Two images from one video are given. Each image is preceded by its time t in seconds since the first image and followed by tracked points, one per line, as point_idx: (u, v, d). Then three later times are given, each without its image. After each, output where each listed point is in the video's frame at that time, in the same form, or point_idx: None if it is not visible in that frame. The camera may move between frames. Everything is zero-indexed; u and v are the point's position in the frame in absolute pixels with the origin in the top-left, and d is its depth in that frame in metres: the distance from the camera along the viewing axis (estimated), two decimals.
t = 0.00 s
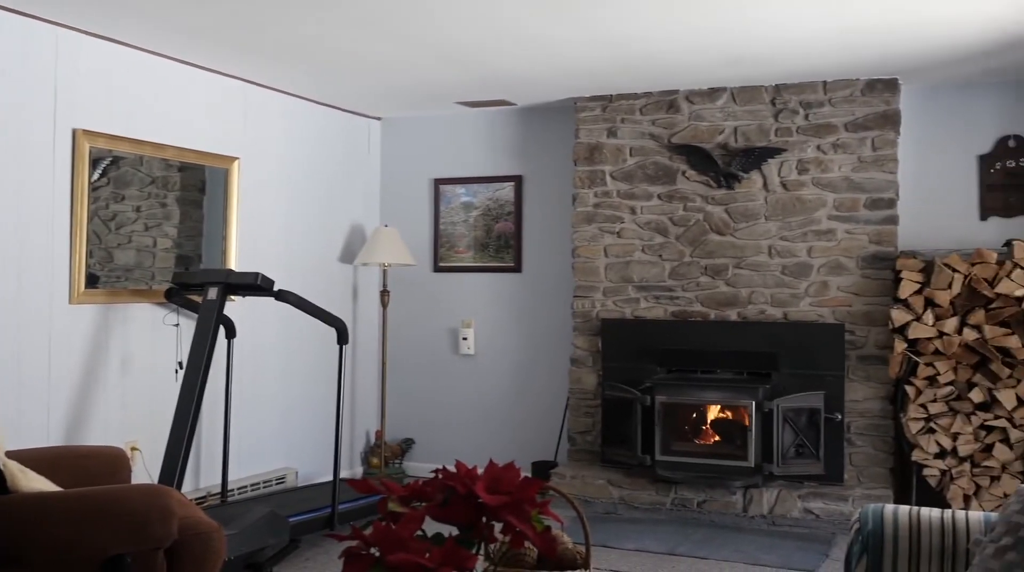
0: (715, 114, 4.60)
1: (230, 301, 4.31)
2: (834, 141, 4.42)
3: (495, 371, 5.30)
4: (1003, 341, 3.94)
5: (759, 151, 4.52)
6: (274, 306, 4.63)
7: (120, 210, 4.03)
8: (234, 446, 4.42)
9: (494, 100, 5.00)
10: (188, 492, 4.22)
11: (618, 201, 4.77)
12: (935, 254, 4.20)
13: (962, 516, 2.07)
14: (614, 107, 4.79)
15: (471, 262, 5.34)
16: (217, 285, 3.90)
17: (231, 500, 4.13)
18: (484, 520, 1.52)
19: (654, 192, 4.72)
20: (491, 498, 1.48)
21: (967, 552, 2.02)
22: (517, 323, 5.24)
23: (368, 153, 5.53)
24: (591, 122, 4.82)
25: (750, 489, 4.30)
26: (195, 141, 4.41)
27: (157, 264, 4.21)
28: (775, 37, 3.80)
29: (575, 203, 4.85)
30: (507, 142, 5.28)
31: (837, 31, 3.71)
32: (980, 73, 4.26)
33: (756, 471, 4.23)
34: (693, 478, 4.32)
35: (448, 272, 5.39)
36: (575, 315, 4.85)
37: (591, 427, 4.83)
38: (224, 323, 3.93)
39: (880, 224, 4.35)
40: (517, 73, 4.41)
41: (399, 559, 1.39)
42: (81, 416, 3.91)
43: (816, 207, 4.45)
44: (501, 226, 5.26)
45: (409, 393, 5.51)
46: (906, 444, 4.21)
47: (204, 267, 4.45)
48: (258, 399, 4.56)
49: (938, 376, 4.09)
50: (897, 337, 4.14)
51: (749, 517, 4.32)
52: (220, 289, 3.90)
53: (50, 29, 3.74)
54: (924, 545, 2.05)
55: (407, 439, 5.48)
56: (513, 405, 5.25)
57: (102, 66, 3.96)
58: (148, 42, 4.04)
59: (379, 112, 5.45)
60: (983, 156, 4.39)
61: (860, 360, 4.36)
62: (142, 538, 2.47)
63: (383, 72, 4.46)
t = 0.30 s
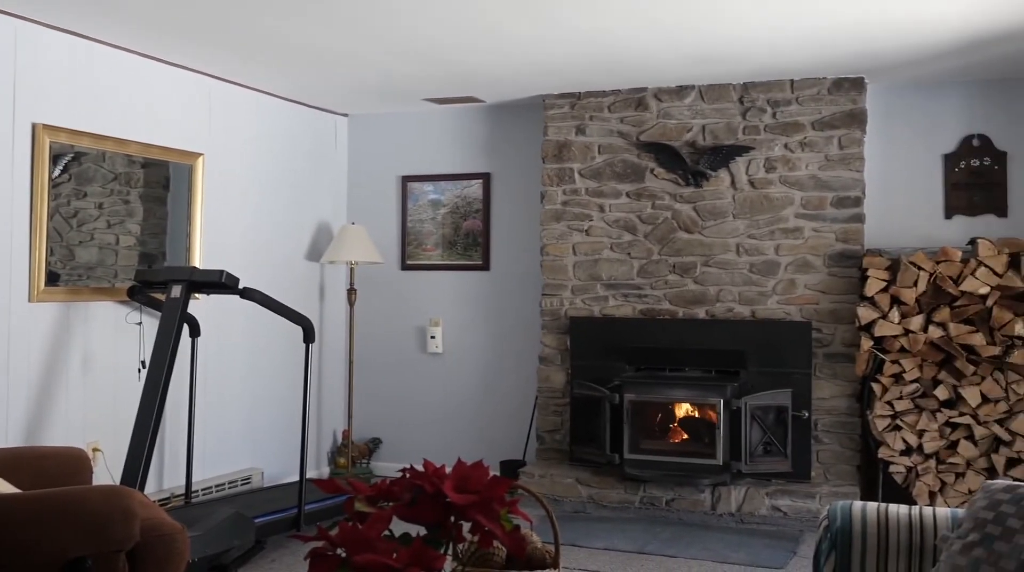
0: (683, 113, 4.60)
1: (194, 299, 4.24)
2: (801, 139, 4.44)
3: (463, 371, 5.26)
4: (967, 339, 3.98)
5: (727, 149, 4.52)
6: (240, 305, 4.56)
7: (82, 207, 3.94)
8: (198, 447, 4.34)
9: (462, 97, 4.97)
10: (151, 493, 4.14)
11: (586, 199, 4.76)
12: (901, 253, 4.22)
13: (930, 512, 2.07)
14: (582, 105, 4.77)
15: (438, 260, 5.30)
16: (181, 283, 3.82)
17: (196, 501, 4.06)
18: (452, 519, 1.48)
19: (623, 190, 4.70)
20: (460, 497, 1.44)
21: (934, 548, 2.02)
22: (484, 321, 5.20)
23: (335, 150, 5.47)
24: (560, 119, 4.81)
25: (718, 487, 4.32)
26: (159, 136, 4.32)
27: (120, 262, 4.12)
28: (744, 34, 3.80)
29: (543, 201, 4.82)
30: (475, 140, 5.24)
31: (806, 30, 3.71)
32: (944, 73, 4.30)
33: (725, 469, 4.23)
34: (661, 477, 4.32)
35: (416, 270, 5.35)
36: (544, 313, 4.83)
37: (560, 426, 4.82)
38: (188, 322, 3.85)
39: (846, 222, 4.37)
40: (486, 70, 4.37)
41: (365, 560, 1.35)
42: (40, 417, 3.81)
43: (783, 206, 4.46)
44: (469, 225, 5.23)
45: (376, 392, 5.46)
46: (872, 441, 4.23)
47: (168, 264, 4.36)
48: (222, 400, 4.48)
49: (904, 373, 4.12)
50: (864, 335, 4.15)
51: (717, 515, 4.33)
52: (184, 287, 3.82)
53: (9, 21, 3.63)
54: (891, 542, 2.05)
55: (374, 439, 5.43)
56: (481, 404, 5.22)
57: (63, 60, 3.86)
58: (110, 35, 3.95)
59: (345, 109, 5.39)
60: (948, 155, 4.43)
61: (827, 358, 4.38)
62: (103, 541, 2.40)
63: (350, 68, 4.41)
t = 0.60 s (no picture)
0: (661, 113, 4.58)
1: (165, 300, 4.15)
2: (779, 140, 4.42)
3: (439, 373, 5.20)
4: (945, 340, 3.98)
5: (705, 149, 4.50)
6: (212, 306, 4.47)
7: (51, 206, 3.83)
8: (169, 451, 4.25)
9: (438, 96, 4.92)
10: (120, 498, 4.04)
11: (564, 199, 4.72)
12: (879, 254, 4.22)
13: (913, 514, 2.04)
14: (559, 105, 4.73)
15: (414, 261, 5.24)
16: (152, 284, 3.73)
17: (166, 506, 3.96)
18: (430, 525, 1.43)
19: (600, 191, 4.67)
20: (439, 503, 1.39)
21: (918, 551, 2.00)
22: (461, 322, 5.15)
23: (309, 149, 5.39)
24: (537, 119, 4.77)
25: (696, 488, 4.28)
26: (129, 135, 4.23)
27: (89, 263, 4.02)
28: (724, 33, 3.77)
29: (520, 201, 4.78)
30: (452, 140, 5.19)
31: (786, 29, 3.69)
32: (922, 73, 4.30)
33: (703, 471, 4.19)
34: (638, 479, 4.28)
35: (391, 271, 5.28)
36: (521, 315, 4.79)
37: (536, 428, 4.77)
38: (159, 324, 3.76)
39: (824, 223, 4.36)
40: (463, 68, 4.32)
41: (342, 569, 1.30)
42: (4, 420, 3.70)
43: (761, 206, 4.44)
44: (445, 225, 5.17)
45: (350, 395, 5.39)
46: (850, 443, 4.22)
47: (139, 265, 4.27)
48: (194, 402, 4.39)
49: (882, 375, 4.11)
50: (842, 336, 4.15)
51: (695, 517, 4.30)
52: (154, 288, 3.73)
53: None
54: (875, 545, 2.01)
55: (349, 442, 5.35)
56: (457, 407, 5.16)
57: (30, 56, 3.75)
58: (79, 32, 3.85)
59: (320, 108, 5.32)
60: (925, 157, 4.44)
61: (805, 359, 4.37)
62: (70, 548, 2.31)
63: (325, 66, 4.34)
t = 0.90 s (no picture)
0: (644, 115, 4.53)
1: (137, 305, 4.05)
2: (762, 143, 4.39)
3: (418, 378, 5.12)
4: (930, 344, 3.96)
5: (688, 152, 4.45)
6: (186, 310, 4.37)
7: (22, 210, 3.71)
8: (141, 460, 4.14)
9: (417, 98, 4.84)
10: (91, 508, 3.93)
11: (545, 203, 4.66)
12: (863, 257, 4.19)
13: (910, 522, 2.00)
14: (540, 107, 4.68)
15: (393, 265, 5.16)
16: (124, 289, 3.62)
17: (138, 517, 3.84)
18: (414, 540, 1.36)
19: (582, 194, 4.62)
20: (423, 516, 1.32)
21: (915, 560, 1.95)
22: (441, 327, 5.08)
23: (286, 152, 5.30)
24: (518, 122, 4.71)
25: (680, 496, 4.24)
26: (101, 136, 4.12)
27: (61, 268, 3.90)
28: (708, 35, 3.73)
29: (501, 205, 4.72)
30: (432, 142, 5.12)
31: (771, 31, 3.66)
32: (905, 76, 4.28)
33: (686, 477, 4.15)
34: (620, 486, 4.22)
35: (370, 276, 5.20)
36: (501, 320, 4.72)
37: (517, 435, 4.70)
38: (131, 329, 3.65)
39: (808, 227, 4.32)
40: (444, 69, 4.25)
41: None
42: None
43: (744, 210, 4.40)
44: (424, 229, 5.10)
45: (328, 401, 5.29)
46: (835, 448, 4.19)
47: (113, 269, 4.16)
48: (167, 409, 4.28)
49: (867, 380, 4.08)
50: (827, 341, 4.12)
51: (679, 525, 4.23)
52: (126, 292, 3.62)
53: None
54: (870, 555, 1.96)
55: (326, 449, 5.25)
56: (437, 413, 5.08)
57: None
58: (49, 30, 3.74)
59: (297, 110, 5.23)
60: (908, 160, 4.42)
61: (789, 364, 4.33)
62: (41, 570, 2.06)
63: (303, 67, 4.26)
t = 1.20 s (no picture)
0: (629, 114, 4.47)
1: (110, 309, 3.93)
2: (749, 141, 4.33)
3: (400, 382, 5.03)
4: (920, 344, 3.91)
5: (674, 151, 4.39)
6: (161, 315, 4.26)
7: None
8: (115, 468, 4.02)
9: (398, 96, 4.75)
10: (62, 519, 3.80)
11: (529, 202, 4.58)
12: (851, 257, 4.14)
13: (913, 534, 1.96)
14: (524, 106, 4.60)
15: (374, 267, 5.06)
16: (96, 292, 3.50)
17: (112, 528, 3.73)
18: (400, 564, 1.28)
19: (566, 194, 4.54)
20: (411, 538, 1.23)
21: None
22: (423, 330, 4.99)
23: (264, 152, 5.19)
24: (501, 120, 4.63)
25: (668, 500, 4.15)
26: (73, 135, 4.00)
27: (33, 271, 3.79)
28: (696, 32, 3.67)
29: (484, 205, 4.64)
30: (413, 142, 5.03)
31: (758, 28, 3.61)
32: (892, 74, 4.24)
33: (675, 481, 4.07)
34: (608, 491, 4.13)
35: (351, 277, 5.10)
36: (485, 322, 4.64)
37: (502, 439, 4.62)
38: (104, 335, 3.53)
39: (796, 226, 4.27)
40: (426, 66, 4.17)
41: None
42: None
43: (731, 209, 4.35)
44: (406, 230, 5.01)
45: (308, 406, 5.19)
46: (825, 450, 4.14)
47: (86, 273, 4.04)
48: (142, 416, 4.17)
49: (857, 381, 4.03)
50: (815, 342, 4.07)
51: (668, 530, 4.17)
52: (98, 296, 3.50)
53: None
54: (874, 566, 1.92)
55: (307, 455, 5.14)
56: (419, 418, 4.99)
57: None
58: (18, 26, 3.62)
59: (275, 109, 5.12)
60: (896, 159, 4.38)
61: (777, 365, 4.27)
62: None
63: (281, 64, 4.15)
